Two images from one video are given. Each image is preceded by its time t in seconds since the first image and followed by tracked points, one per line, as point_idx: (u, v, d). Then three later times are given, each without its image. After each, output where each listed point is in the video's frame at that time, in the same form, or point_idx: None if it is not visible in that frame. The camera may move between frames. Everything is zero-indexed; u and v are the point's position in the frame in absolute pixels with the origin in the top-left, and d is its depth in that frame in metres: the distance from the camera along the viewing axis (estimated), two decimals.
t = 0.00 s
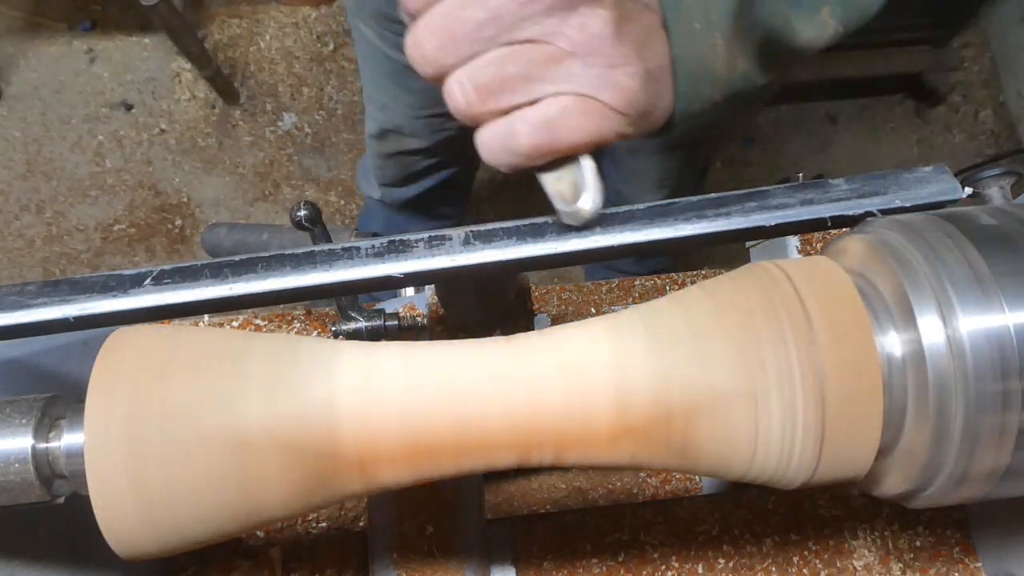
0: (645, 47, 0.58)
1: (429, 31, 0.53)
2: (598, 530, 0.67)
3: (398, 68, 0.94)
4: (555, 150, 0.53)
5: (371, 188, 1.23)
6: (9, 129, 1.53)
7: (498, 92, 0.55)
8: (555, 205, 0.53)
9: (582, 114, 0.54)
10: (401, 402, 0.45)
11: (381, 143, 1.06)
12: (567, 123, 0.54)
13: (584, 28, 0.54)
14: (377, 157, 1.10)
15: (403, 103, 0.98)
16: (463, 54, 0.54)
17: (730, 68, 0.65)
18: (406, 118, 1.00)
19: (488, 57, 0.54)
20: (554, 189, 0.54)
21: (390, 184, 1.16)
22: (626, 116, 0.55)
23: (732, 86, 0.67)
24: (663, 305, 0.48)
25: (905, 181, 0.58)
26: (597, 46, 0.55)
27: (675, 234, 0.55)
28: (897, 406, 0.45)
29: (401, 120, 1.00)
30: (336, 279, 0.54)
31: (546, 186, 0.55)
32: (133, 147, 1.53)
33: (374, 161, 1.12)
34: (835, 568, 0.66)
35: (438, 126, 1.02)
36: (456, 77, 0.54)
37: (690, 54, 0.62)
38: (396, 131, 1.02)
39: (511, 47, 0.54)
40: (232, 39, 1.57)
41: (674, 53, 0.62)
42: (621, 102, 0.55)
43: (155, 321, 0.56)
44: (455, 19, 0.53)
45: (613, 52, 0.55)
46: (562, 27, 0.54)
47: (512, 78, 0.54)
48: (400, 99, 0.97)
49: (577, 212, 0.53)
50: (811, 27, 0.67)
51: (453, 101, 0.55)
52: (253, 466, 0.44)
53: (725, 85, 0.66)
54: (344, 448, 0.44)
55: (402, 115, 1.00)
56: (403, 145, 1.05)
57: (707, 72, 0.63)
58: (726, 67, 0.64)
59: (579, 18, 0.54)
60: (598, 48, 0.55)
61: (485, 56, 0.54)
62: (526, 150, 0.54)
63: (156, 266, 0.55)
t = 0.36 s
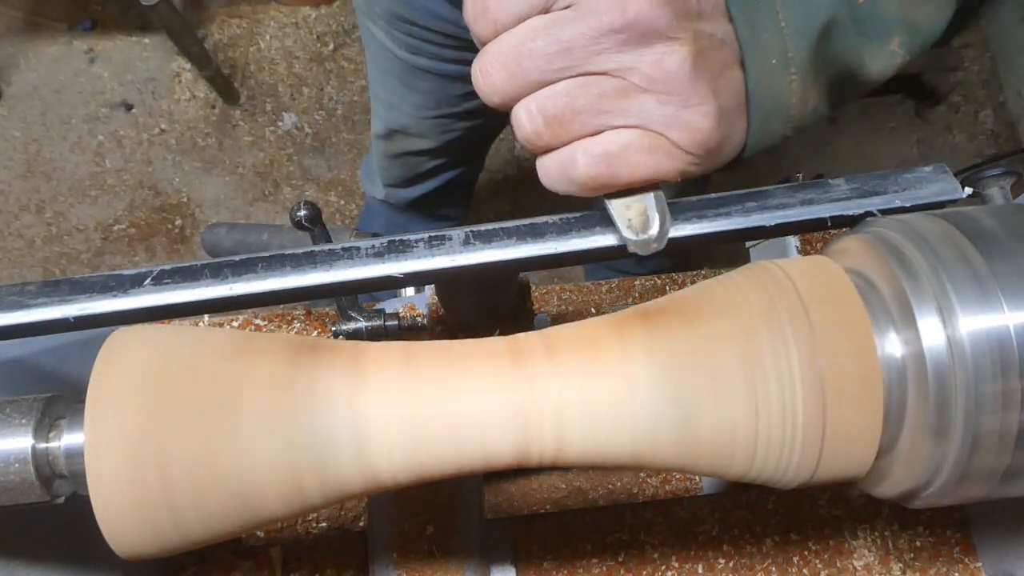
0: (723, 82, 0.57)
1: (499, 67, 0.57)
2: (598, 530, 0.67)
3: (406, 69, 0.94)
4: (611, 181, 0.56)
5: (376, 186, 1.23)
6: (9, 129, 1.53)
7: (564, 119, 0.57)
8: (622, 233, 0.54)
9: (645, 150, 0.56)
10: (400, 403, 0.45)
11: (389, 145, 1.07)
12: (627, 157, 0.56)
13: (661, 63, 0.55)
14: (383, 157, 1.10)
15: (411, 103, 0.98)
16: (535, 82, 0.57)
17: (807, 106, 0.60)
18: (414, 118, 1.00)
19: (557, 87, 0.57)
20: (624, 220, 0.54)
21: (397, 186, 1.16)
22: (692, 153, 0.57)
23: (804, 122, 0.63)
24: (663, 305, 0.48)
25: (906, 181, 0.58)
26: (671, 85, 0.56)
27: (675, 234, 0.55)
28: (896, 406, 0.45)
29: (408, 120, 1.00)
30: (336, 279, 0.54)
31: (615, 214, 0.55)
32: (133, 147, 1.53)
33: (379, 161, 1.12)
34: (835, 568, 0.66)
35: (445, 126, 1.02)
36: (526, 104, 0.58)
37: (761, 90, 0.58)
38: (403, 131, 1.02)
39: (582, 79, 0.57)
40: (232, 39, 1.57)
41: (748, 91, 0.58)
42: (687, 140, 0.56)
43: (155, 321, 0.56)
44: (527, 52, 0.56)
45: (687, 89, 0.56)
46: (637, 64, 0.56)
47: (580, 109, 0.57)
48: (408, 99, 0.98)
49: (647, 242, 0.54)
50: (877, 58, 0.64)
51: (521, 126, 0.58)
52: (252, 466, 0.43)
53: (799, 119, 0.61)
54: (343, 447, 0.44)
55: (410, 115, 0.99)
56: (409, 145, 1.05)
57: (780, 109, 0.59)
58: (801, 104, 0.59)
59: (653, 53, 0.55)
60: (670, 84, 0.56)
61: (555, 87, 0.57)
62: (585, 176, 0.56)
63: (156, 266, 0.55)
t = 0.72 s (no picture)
0: (625, 129, 0.54)
1: (398, 92, 0.54)
2: (598, 530, 0.67)
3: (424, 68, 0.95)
4: (481, 221, 0.54)
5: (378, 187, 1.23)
6: (9, 129, 1.53)
7: (449, 152, 0.55)
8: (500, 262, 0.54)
9: (518, 195, 0.53)
10: (401, 403, 0.45)
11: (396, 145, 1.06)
12: (496, 200, 0.53)
13: (540, 110, 0.52)
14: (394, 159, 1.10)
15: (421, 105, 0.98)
16: (430, 112, 0.54)
17: (736, 139, 0.57)
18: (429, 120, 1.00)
19: (443, 119, 0.54)
20: (506, 250, 0.54)
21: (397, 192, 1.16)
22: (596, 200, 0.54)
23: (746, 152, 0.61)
24: (663, 306, 0.48)
25: (906, 181, 0.58)
26: (550, 132, 0.52)
27: (675, 235, 0.55)
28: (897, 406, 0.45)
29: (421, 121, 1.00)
30: (336, 279, 0.54)
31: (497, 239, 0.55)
32: (133, 148, 1.53)
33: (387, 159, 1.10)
34: (835, 568, 0.66)
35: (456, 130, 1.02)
36: (419, 128, 0.56)
37: (686, 128, 0.54)
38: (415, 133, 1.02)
39: (466, 114, 0.53)
40: (232, 39, 1.57)
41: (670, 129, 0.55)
42: (566, 189, 0.52)
43: (155, 321, 0.56)
44: (420, 84, 0.53)
45: (567, 137, 0.52)
46: (519, 106, 0.52)
47: (462, 143, 0.54)
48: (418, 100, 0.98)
49: (523, 276, 0.54)
50: (838, 92, 0.57)
51: (414, 147, 0.57)
52: (252, 466, 0.43)
53: (727, 161, 0.59)
54: (343, 446, 0.44)
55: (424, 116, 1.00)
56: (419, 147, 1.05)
57: (706, 148, 0.56)
58: (731, 144, 0.57)
59: (539, 98, 0.52)
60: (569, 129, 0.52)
61: (443, 119, 0.54)
62: (458, 210, 0.55)
63: (156, 266, 0.55)
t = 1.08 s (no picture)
0: (573, 153, 0.54)
1: (352, 109, 0.58)
2: (598, 530, 0.67)
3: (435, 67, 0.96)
4: (421, 242, 0.54)
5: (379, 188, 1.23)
6: (9, 129, 1.53)
7: (393, 170, 0.56)
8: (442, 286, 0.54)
9: (459, 219, 0.54)
10: (401, 402, 0.45)
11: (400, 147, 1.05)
12: (437, 223, 0.53)
13: (479, 140, 0.53)
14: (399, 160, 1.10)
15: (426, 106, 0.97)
16: (378, 129, 0.57)
17: (694, 156, 0.58)
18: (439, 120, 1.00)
19: (393, 139, 0.56)
20: (447, 274, 0.54)
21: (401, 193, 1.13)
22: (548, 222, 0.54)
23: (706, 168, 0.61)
24: (663, 306, 0.48)
25: (906, 181, 0.58)
26: (489, 161, 0.53)
27: (675, 235, 0.55)
28: (897, 406, 0.45)
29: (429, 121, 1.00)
30: (336, 279, 0.54)
31: (442, 264, 0.55)
32: (133, 148, 1.53)
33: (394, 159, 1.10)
34: (835, 568, 0.66)
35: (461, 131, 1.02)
36: (370, 146, 0.58)
37: (644, 144, 0.55)
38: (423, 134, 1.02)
39: (414, 137, 0.56)
40: (232, 39, 1.57)
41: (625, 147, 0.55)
42: (507, 216, 0.53)
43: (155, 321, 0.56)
44: (370, 102, 0.56)
45: (506, 166, 0.53)
46: (460, 134, 0.54)
47: (409, 163, 0.56)
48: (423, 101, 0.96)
49: (461, 302, 0.52)
50: (797, 109, 0.62)
51: (365, 166, 0.59)
52: (252, 466, 0.43)
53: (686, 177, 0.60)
54: (343, 446, 0.44)
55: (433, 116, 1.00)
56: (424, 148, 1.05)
57: (661, 166, 0.57)
58: (689, 161, 0.58)
59: (478, 125, 0.53)
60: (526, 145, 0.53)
61: (392, 137, 0.56)
62: (398, 228, 0.55)
63: (156, 267, 0.55)
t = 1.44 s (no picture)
0: (576, 160, 0.53)
1: (353, 107, 0.57)
2: (598, 530, 0.67)
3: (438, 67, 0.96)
4: (420, 246, 0.54)
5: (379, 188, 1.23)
6: (9, 129, 1.53)
7: (395, 172, 0.56)
8: (438, 294, 0.54)
9: (459, 225, 0.53)
10: (400, 402, 0.45)
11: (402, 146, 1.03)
12: (437, 228, 0.53)
13: (482, 150, 0.52)
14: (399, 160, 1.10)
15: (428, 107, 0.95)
16: (378, 130, 0.56)
17: (697, 167, 0.56)
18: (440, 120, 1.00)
19: (395, 140, 0.55)
20: (443, 283, 0.54)
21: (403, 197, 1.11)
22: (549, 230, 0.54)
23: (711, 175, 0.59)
24: (663, 307, 0.48)
25: (906, 181, 0.58)
26: (491, 172, 0.52)
27: (674, 235, 0.56)
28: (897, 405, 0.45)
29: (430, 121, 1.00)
30: (336, 278, 0.54)
31: (439, 272, 0.55)
32: (133, 147, 1.53)
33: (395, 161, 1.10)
34: (835, 567, 0.66)
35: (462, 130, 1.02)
36: (371, 145, 0.57)
37: (647, 157, 0.53)
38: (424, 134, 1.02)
39: (416, 140, 0.55)
40: (232, 39, 1.56)
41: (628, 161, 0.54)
42: (507, 226, 0.53)
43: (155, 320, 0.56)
44: (372, 102, 0.55)
45: (509, 177, 0.52)
46: (462, 142, 0.53)
47: (410, 167, 0.55)
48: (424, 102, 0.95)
49: (456, 312, 0.53)
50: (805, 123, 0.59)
51: (366, 163, 0.58)
52: (252, 467, 0.43)
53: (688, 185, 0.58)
54: (343, 446, 0.45)
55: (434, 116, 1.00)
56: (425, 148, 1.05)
57: (662, 177, 0.55)
58: (691, 170, 0.56)
59: (481, 135, 0.52)
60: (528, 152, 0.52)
61: (394, 140, 0.56)
62: (397, 230, 0.55)
63: (156, 266, 0.55)
